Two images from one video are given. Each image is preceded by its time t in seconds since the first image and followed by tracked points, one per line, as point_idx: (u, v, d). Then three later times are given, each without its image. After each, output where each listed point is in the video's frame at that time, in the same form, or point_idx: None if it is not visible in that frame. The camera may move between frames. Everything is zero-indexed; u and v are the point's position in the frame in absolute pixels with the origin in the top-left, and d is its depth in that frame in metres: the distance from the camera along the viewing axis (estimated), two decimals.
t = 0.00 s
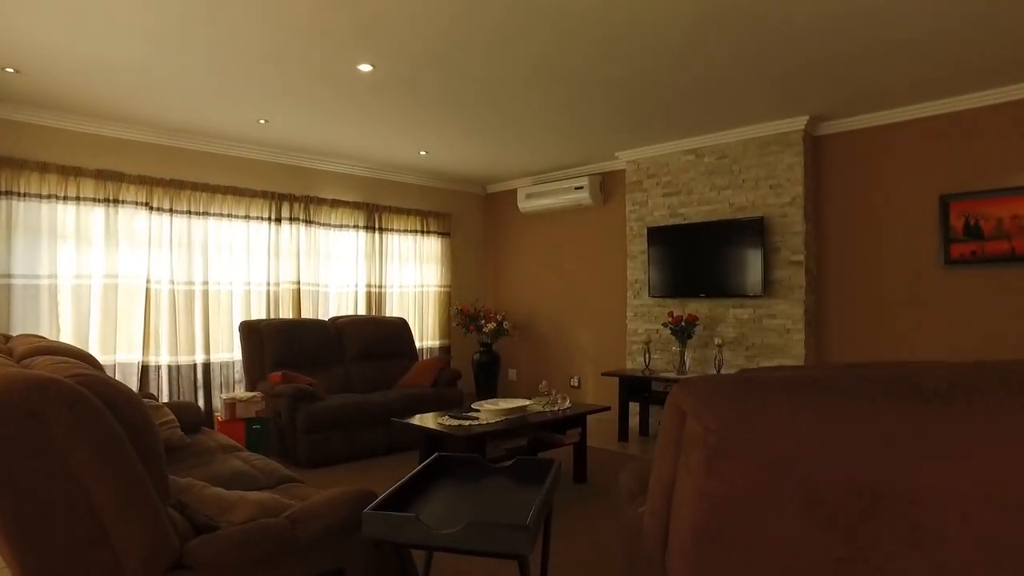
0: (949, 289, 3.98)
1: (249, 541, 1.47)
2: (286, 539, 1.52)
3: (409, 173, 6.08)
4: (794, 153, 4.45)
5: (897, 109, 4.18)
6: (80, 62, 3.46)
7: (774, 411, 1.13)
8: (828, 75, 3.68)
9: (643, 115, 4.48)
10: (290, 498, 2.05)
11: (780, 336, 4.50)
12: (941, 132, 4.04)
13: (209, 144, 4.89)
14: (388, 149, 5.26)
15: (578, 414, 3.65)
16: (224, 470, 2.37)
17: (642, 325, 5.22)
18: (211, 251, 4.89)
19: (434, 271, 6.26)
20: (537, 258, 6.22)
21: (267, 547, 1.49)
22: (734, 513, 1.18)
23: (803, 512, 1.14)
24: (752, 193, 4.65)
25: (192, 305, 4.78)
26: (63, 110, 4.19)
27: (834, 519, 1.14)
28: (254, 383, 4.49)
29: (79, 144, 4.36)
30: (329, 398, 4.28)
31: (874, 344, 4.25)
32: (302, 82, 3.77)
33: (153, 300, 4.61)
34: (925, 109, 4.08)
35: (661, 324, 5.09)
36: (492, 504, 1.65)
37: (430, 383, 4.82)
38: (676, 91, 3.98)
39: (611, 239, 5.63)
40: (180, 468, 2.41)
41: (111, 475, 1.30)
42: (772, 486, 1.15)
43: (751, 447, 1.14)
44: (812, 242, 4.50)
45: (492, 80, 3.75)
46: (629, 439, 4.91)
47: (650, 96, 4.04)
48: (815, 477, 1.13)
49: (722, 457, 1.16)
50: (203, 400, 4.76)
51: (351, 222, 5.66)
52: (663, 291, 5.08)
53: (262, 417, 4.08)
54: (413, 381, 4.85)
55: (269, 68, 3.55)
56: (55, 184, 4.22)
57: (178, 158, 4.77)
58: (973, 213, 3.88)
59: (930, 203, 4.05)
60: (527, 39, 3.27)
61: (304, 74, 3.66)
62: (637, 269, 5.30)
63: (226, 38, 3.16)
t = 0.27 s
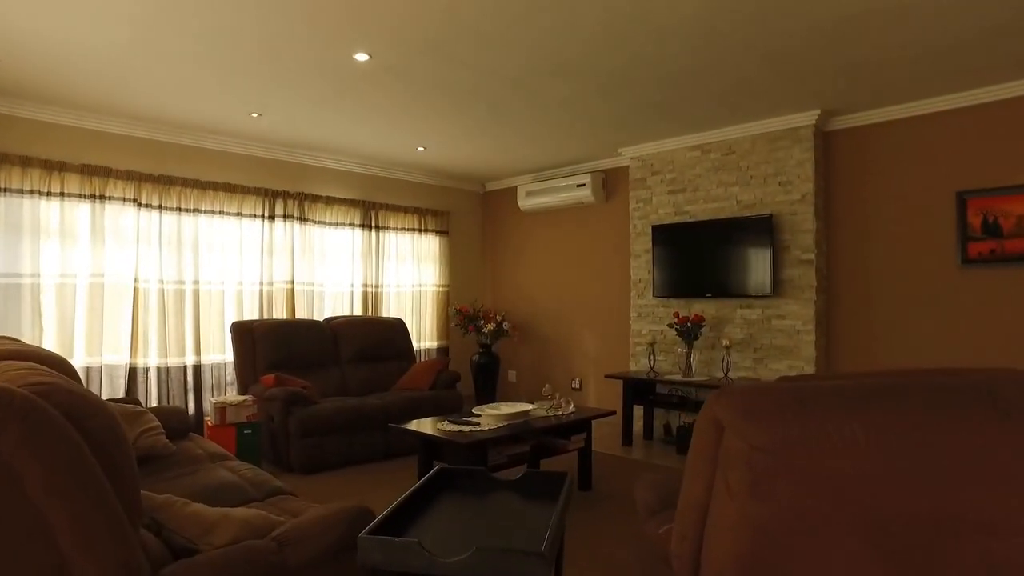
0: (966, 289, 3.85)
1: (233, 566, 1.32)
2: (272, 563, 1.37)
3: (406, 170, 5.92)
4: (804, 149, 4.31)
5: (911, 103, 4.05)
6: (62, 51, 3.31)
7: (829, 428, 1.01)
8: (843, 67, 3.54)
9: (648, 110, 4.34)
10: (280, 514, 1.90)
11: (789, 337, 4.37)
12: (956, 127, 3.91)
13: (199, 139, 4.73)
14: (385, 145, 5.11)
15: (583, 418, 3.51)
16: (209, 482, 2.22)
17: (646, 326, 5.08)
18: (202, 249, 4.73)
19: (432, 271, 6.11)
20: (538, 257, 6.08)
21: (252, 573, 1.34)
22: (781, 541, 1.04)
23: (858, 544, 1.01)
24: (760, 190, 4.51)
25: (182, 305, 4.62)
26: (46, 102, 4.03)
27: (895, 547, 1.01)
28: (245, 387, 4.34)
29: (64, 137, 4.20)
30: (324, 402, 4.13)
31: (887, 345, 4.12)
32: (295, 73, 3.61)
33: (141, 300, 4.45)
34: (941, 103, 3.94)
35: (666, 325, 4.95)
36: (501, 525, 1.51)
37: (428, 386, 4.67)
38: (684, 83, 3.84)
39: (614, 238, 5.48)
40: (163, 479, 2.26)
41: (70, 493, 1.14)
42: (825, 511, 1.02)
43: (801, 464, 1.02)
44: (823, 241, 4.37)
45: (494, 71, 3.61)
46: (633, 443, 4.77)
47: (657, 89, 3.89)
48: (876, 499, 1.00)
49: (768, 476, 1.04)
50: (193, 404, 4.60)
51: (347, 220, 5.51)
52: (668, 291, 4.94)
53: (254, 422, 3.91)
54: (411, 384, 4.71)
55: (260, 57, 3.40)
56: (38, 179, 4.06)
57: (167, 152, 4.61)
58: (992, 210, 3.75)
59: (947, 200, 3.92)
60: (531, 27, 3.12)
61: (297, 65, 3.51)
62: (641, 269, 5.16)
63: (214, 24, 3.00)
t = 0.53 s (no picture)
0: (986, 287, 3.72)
1: None
2: None
3: (404, 165, 5.77)
4: (816, 142, 4.17)
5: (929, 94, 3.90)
6: (41, 37, 3.15)
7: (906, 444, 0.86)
8: (859, 57, 3.40)
9: (654, 102, 4.19)
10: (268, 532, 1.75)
11: (800, 337, 4.23)
12: (976, 119, 3.76)
13: (189, 132, 4.57)
14: (381, 139, 4.96)
15: (590, 422, 3.36)
16: (193, 493, 2.06)
17: (651, 325, 4.94)
18: (192, 246, 4.58)
19: (430, 269, 5.95)
20: (538, 255, 5.93)
21: None
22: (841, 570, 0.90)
23: (925, 570, 0.88)
24: (770, 185, 4.37)
25: (171, 304, 4.46)
26: (28, 92, 3.87)
27: None
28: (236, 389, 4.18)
29: (47, 129, 4.04)
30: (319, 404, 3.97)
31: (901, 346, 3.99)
32: (288, 62, 3.46)
33: (129, 298, 4.29)
34: (960, 94, 3.80)
35: (672, 324, 4.81)
36: (512, 547, 1.36)
37: (427, 387, 4.52)
38: (692, 74, 3.70)
39: (618, 235, 5.34)
40: (143, 490, 2.10)
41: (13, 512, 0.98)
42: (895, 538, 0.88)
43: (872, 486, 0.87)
44: (835, 237, 4.23)
45: (495, 60, 3.46)
46: (638, 446, 4.63)
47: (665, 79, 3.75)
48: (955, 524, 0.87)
49: (832, 498, 0.88)
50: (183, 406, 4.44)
51: (342, 216, 5.35)
52: (673, 289, 4.79)
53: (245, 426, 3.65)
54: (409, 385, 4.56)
55: (251, 45, 3.24)
56: (20, 172, 3.90)
57: (155, 145, 4.45)
58: (1013, 205, 3.62)
59: (966, 195, 3.78)
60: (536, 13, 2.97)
61: (290, 53, 3.35)
62: (646, 266, 5.01)
63: (201, 8, 2.84)
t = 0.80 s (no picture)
0: (1008, 286, 3.58)
1: None
2: None
3: (402, 162, 5.62)
4: (829, 136, 4.03)
5: (947, 86, 3.76)
6: (21, 23, 3.00)
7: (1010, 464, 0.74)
8: (877, 45, 3.26)
9: (661, 94, 4.05)
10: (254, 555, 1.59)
11: (812, 338, 4.09)
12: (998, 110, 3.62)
13: (180, 125, 4.42)
14: (379, 133, 4.81)
15: (597, 427, 3.22)
16: (175, 508, 1.91)
17: (657, 326, 4.80)
18: (183, 243, 4.42)
19: (429, 268, 5.80)
20: (540, 254, 5.78)
21: None
22: None
23: None
24: (781, 180, 4.23)
25: (162, 304, 4.30)
26: (9, 83, 3.71)
27: None
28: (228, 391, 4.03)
29: (30, 122, 3.88)
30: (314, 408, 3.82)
31: (916, 347, 3.86)
32: (281, 50, 3.31)
33: (117, 298, 4.14)
34: (980, 85, 3.66)
35: (679, 325, 4.66)
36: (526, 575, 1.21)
37: (426, 390, 4.37)
38: (702, 65, 3.55)
39: (622, 233, 5.19)
40: (120, 506, 1.94)
41: None
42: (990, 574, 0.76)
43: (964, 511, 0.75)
44: (849, 234, 4.09)
45: (498, 49, 3.32)
46: (645, 451, 4.48)
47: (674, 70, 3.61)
48: None
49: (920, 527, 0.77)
50: (174, 410, 4.29)
51: (339, 213, 5.20)
52: (680, 288, 4.65)
53: (236, 431, 3.50)
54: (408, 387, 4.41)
55: (242, 32, 3.09)
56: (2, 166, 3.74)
57: (144, 139, 4.30)
58: None
59: (987, 190, 3.64)
60: None
61: (283, 40, 3.21)
62: (652, 265, 4.87)
63: None
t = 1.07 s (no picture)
0: None
1: None
2: None
3: (401, 158, 5.48)
4: (843, 130, 3.90)
5: (967, 78, 3.64)
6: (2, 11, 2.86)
7: None
8: (898, 35, 3.13)
9: (670, 88, 3.92)
10: None
11: (826, 339, 3.96)
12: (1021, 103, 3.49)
13: (172, 119, 4.28)
14: (378, 128, 4.67)
15: (607, 433, 3.09)
16: (158, 522, 1.77)
17: (664, 326, 4.67)
18: (176, 241, 4.28)
19: (429, 266, 5.67)
20: (543, 252, 5.65)
21: None
22: None
23: None
24: (793, 176, 4.10)
25: (153, 303, 4.17)
26: None
27: None
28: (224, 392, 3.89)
29: (16, 115, 3.74)
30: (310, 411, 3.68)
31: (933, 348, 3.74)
32: (277, 40, 3.17)
33: (107, 297, 4.00)
34: (1002, 76, 3.53)
35: (688, 325, 4.53)
36: None
37: (427, 393, 4.23)
38: (715, 56, 3.42)
39: (628, 231, 5.06)
40: (100, 520, 1.81)
41: None
42: None
43: None
44: (864, 232, 3.96)
45: (503, 39, 3.18)
46: (652, 455, 4.35)
47: (686, 62, 3.47)
48: None
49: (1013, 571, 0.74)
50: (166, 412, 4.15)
51: (337, 210, 5.06)
52: (688, 287, 4.52)
53: (230, 435, 3.36)
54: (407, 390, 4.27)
55: (236, 20, 2.95)
56: None
57: (135, 134, 4.15)
58: None
59: (1009, 186, 3.52)
60: None
61: (279, 29, 3.07)
62: (658, 264, 4.74)
63: None
